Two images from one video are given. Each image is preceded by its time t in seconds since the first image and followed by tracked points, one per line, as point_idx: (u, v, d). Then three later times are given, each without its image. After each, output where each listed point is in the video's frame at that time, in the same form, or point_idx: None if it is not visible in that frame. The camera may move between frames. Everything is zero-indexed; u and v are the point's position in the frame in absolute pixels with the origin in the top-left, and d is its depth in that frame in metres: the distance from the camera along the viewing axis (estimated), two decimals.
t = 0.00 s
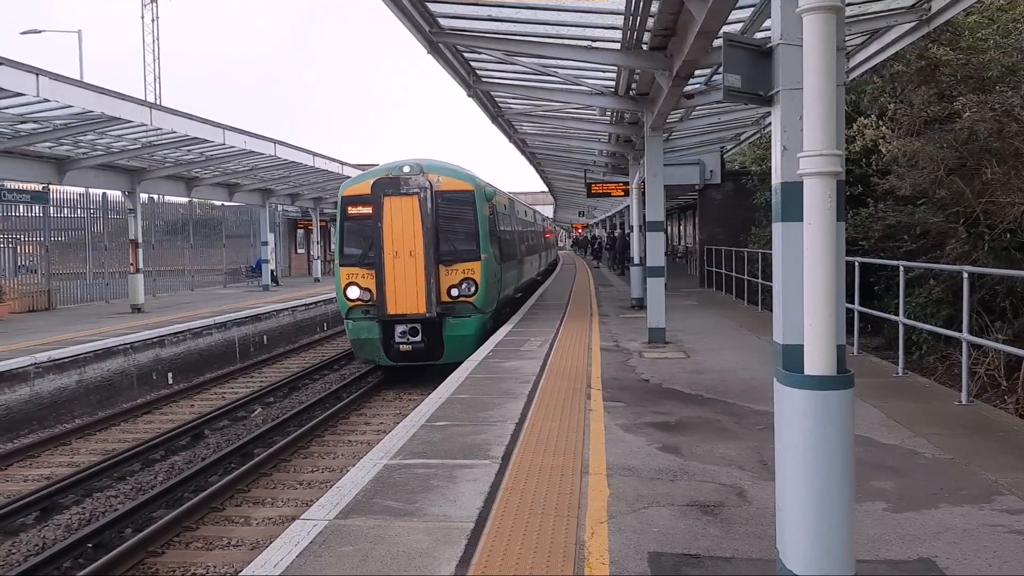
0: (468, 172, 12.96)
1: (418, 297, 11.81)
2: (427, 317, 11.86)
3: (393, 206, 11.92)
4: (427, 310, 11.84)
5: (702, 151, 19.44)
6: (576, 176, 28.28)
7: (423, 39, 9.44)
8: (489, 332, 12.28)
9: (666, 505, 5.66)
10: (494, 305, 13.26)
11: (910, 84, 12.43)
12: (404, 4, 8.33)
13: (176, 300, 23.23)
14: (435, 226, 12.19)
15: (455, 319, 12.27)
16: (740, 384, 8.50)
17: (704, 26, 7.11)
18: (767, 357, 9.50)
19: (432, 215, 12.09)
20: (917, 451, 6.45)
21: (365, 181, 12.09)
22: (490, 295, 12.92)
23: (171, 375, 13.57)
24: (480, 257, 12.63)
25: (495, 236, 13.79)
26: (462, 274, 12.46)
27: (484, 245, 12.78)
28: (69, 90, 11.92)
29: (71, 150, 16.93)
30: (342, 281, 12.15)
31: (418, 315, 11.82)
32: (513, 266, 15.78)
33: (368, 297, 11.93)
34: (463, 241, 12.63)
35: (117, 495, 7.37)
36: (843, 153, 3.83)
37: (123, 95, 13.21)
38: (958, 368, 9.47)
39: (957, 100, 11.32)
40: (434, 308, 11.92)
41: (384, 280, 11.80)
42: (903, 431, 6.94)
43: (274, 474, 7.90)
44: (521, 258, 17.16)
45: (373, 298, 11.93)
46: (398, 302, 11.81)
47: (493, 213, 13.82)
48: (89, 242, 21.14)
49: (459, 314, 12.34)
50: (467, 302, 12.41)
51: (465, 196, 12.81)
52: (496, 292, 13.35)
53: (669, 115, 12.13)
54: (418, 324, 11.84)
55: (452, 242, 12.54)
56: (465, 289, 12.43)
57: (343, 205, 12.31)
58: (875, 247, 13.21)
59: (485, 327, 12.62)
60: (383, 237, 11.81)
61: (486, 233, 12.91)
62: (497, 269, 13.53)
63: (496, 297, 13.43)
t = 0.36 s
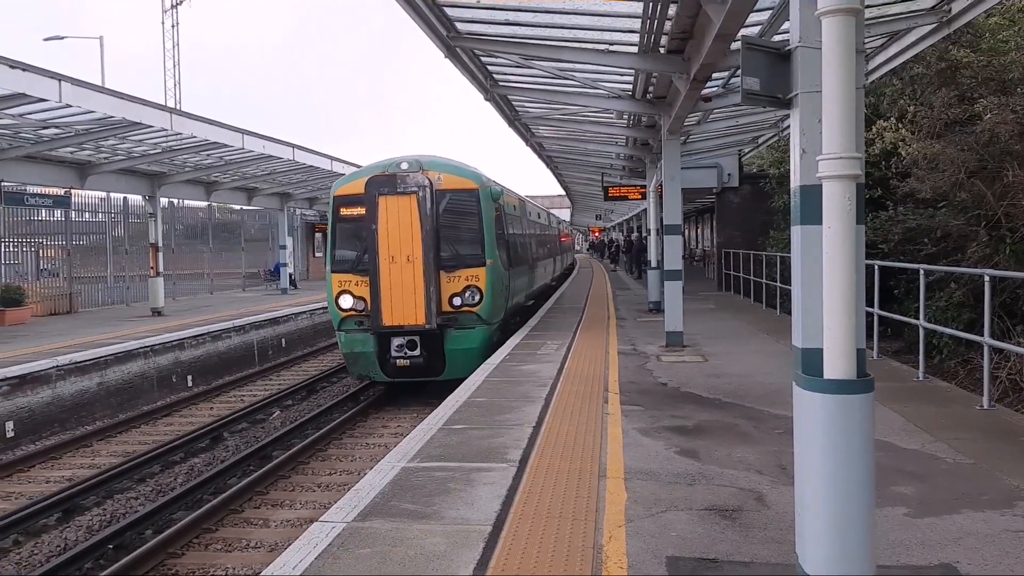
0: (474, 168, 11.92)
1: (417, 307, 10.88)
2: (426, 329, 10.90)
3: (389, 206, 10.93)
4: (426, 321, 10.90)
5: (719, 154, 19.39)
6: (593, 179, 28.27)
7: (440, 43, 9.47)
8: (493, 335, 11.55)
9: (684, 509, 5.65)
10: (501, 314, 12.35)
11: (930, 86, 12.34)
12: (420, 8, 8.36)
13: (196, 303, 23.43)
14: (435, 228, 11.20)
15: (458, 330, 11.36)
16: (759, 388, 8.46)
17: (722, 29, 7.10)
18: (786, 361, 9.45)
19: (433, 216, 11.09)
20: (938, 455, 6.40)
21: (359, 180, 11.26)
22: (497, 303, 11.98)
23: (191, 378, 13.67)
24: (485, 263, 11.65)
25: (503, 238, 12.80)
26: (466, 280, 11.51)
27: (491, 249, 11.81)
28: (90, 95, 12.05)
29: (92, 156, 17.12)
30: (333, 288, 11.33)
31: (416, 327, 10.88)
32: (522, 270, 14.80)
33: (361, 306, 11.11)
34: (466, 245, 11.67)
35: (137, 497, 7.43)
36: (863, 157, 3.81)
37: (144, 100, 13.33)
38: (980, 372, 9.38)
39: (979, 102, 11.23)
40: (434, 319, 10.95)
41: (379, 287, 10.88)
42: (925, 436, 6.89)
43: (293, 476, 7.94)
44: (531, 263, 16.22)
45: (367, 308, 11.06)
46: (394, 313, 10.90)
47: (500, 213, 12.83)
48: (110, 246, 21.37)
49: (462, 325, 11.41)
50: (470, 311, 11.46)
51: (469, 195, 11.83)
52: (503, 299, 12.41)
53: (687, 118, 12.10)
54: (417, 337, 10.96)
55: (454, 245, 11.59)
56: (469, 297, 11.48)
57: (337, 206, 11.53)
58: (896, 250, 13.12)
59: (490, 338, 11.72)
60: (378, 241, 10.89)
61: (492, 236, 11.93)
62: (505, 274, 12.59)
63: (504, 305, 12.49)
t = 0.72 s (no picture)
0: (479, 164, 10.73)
1: (413, 319, 9.66)
2: (424, 343, 9.69)
3: (382, 206, 9.69)
4: (425, 335, 9.68)
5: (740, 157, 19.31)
6: (612, 183, 28.24)
7: (460, 48, 9.50)
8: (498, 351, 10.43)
9: (706, 515, 5.62)
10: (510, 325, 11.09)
11: (954, 89, 12.23)
12: (441, 13, 8.39)
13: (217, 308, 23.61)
14: (433, 230, 9.94)
15: (459, 344, 10.11)
16: (781, 393, 8.40)
17: (743, 33, 7.08)
18: (808, 367, 9.37)
19: (432, 217, 9.86)
20: (963, 461, 6.33)
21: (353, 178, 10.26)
22: (506, 315, 10.71)
23: (212, 382, 13.76)
24: (491, 269, 10.37)
25: (513, 242, 11.57)
26: (469, 288, 10.22)
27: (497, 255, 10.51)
28: (114, 101, 12.17)
29: (116, 161, 17.31)
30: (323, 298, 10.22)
31: (413, 342, 9.66)
32: (532, 277, 13.50)
33: (353, 318, 9.99)
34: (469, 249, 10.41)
35: (160, 500, 7.49)
36: (887, 160, 3.78)
37: (166, 106, 13.44)
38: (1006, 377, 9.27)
39: (1003, 104, 11.12)
40: (434, 332, 9.71)
41: (372, 296, 9.67)
42: (949, 441, 6.82)
43: (314, 480, 7.97)
44: (546, 269, 15.09)
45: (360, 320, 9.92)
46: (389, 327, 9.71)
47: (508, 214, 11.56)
48: (133, 251, 21.58)
49: (465, 338, 10.17)
50: (474, 323, 10.19)
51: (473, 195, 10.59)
52: (512, 308, 11.17)
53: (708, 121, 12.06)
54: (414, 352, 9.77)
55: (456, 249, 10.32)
56: (472, 307, 10.21)
57: (328, 207, 10.46)
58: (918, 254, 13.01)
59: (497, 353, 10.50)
60: (371, 246, 9.69)
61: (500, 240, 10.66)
62: (514, 282, 11.33)
63: (513, 315, 11.25)
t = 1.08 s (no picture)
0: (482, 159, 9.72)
1: (408, 329, 8.75)
2: (420, 356, 8.76)
3: (372, 204, 8.77)
4: (420, 347, 8.75)
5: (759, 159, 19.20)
6: (630, 185, 28.13)
7: (478, 49, 9.49)
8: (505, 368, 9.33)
9: (725, 519, 5.56)
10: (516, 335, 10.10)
11: (977, 89, 12.09)
12: (459, 14, 8.37)
13: (236, 309, 23.74)
14: (430, 230, 9.01)
15: (458, 357, 9.16)
16: (801, 396, 8.32)
17: (764, 34, 7.02)
18: (829, 370, 9.28)
19: (427, 216, 8.94)
20: (986, 466, 6.24)
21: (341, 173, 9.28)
22: (511, 323, 9.74)
23: (230, 383, 13.82)
24: (494, 274, 9.39)
25: (519, 244, 10.58)
26: (470, 295, 9.25)
27: (501, 258, 9.53)
28: (135, 103, 12.25)
29: (136, 163, 17.45)
30: (309, 305, 9.28)
31: (408, 354, 8.73)
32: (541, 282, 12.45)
33: (342, 327, 9.08)
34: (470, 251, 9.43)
35: (179, 501, 7.51)
36: (910, 161, 3.72)
37: (185, 108, 13.51)
38: None
39: None
40: (430, 344, 8.77)
41: (362, 303, 8.78)
42: (972, 446, 6.73)
43: (331, 482, 7.97)
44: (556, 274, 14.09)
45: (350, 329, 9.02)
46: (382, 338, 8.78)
47: (513, 213, 10.56)
48: (153, 252, 21.74)
49: (465, 349, 9.22)
50: (475, 333, 9.23)
51: (473, 192, 9.62)
52: (518, 316, 10.17)
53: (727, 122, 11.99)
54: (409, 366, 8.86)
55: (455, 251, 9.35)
56: (472, 315, 9.24)
57: (314, 203, 9.48)
58: (941, 256, 12.85)
59: (501, 366, 9.53)
60: (362, 248, 8.78)
61: (504, 242, 9.68)
62: (520, 287, 10.34)
63: (519, 323, 10.26)
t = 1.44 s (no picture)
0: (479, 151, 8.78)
1: (397, 340, 7.72)
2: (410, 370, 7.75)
3: (357, 200, 7.73)
4: (410, 360, 7.72)
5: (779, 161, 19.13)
6: (650, 186, 28.08)
7: (498, 51, 9.52)
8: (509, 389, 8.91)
9: (744, 521, 5.55)
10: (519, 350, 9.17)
11: (1001, 90, 11.98)
12: (478, 16, 8.40)
13: (256, 309, 23.91)
14: (422, 228, 7.98)
15: (454, 371, 8.18)
16: (822, 399, 8.27)
17: (785, 34, 7.00)
18: (850, 373, 9.22)
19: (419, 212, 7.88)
20: (1010, 470, 6.18)
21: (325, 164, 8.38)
22: (513, 334, 8.75)
23: (251, 383, 13.91)
24: (494, 278, 8.38)
25: (523, 247, 9.58)
26: (467, 301, 8.25)
27: (502, 260, 8.52)
28: (157, 105, 12.38)
29: (158, 165, 17.62)
30: (289, 312, 8.40)
31: (396, 368, 7.72)
32: (549, 285, 11.44)
33: (325, 336, 8.16)
34: (467, 252, 8.41)
35: (200, 499, 7.58)
36: (933, 162, 3.70)
37: (207, 110, 13.63)
38: None
39: None
40: (422, 357, 7.74)
41: (345, 310, 7.79)
42: (996, 449, 6.66)
43: (349, 482, 8.01)
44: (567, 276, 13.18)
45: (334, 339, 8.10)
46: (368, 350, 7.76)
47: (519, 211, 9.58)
48: (174, 253, 21.94)
49: (462, 362, 8.24)
50: (473, 343, 8.23)
51: (470, 186, 8.55)
52: (521, 325, 9.17)
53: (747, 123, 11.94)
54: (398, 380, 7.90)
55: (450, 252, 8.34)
56: (470, 324, 8.24)
57: (297, 198, 8.61)
58: (963, 258, 12.73)
59: (502, 382, 8.58)
60: (346, 249, 7.78)
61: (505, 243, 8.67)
62: (524, 293, 9.33)
63: (523, 334, 9.28)
